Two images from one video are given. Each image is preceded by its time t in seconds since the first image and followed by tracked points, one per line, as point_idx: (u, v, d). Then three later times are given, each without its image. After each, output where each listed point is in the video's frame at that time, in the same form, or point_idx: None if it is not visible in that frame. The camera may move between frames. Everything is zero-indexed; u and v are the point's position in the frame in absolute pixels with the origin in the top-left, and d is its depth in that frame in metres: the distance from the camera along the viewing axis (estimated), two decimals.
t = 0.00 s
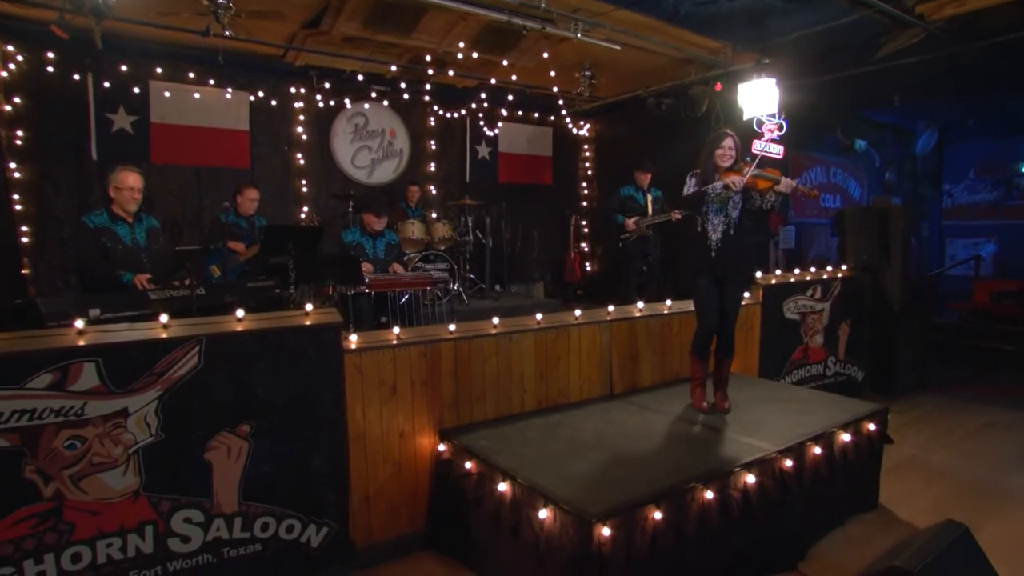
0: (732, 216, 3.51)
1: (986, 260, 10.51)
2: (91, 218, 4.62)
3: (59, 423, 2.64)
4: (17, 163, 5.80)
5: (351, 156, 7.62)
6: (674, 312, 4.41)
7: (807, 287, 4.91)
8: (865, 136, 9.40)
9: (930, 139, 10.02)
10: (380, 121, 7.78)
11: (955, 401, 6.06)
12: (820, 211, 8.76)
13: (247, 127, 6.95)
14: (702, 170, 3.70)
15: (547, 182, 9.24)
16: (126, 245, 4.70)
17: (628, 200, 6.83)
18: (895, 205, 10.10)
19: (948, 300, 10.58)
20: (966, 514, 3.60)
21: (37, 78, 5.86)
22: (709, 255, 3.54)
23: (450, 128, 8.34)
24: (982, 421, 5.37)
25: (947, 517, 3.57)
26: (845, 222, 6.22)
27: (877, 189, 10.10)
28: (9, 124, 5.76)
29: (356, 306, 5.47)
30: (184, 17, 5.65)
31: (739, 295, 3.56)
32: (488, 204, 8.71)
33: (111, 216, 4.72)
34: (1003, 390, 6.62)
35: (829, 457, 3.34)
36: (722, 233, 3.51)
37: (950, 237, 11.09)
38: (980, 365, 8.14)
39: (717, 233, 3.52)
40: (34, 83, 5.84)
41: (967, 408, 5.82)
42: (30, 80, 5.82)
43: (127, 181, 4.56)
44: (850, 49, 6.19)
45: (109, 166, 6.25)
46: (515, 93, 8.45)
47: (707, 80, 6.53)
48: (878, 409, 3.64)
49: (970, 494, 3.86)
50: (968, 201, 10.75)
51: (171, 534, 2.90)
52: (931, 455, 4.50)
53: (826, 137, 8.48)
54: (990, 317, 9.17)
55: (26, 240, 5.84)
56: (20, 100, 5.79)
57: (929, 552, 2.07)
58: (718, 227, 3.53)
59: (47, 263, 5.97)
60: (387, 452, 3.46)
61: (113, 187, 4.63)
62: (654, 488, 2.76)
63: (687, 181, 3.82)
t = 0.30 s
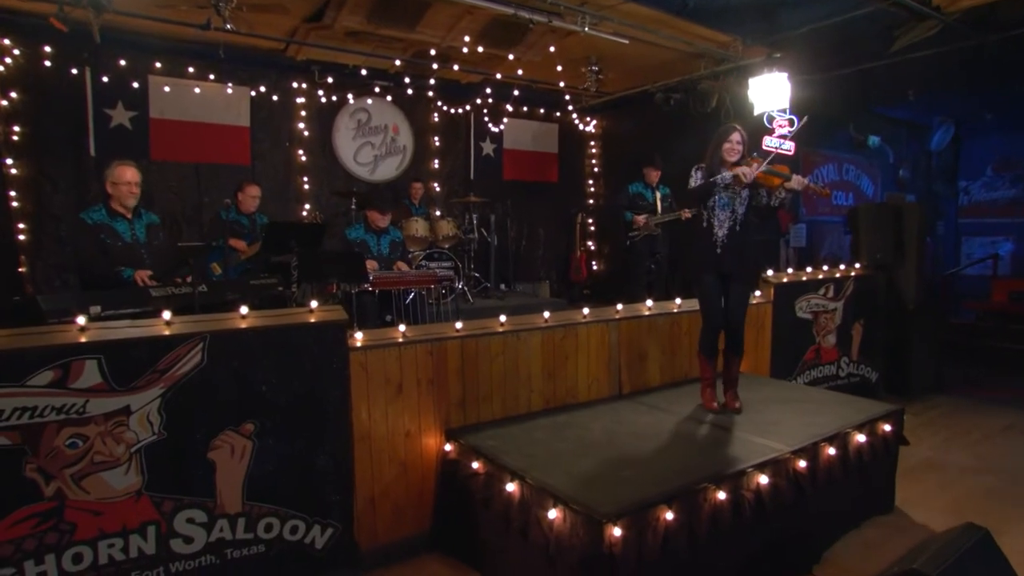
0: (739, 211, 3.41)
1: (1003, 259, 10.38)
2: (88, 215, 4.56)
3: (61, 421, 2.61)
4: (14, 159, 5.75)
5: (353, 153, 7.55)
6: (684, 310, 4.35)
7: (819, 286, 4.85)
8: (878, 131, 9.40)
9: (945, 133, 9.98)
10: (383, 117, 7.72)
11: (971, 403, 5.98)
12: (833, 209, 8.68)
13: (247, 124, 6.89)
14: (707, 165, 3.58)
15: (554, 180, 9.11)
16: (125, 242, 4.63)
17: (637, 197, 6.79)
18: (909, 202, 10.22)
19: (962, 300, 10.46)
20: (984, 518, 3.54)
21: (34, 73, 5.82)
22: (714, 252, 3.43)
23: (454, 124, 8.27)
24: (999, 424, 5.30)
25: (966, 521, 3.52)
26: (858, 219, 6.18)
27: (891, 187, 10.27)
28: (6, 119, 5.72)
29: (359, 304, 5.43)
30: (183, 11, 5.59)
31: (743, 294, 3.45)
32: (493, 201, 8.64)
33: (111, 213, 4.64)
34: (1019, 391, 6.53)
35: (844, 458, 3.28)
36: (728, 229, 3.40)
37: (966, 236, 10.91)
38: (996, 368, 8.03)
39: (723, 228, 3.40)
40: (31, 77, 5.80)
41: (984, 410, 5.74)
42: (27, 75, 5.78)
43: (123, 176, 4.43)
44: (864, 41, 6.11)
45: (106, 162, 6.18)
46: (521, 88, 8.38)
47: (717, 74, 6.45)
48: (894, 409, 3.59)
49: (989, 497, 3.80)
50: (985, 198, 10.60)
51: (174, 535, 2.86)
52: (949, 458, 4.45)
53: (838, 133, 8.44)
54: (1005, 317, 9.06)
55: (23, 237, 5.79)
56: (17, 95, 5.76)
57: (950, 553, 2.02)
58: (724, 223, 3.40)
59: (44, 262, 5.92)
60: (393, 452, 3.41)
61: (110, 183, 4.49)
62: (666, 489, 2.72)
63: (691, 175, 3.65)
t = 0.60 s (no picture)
0: (752, 211, 3.33)
1: None
2: (86, 212, 4.48)
3: (62, 420, 2.56)
4: (8, 155, 5.71)
5: (356, 149, 7.49)
6: (695, 309, 4.27)
7: (835, 286, 4.78)
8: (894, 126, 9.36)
9: (966, 127, 10.17)
10: (386, 113, 7.65)
11: (991, 407, 5.90)
12: (848, 206, 8.62)
13: (247, 119, 6.82)
14: (715, 162, 3.47)
15: (560, 177, 9.04)
16: (123, 240, 4.53)
17: (647, 193, 6.70)
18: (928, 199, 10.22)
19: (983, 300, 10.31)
20: (1008, 525, 3.47)
21: (29, 67, 5.76)
22: (728, 252, 3.34)
23: (459, 120, 8.19)
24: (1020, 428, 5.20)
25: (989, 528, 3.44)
26: (875, 216, 6.12)
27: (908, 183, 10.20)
28: (0, 114, 5.67)
29: (363, 303, 5.38)
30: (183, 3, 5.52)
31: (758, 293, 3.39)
32: (499, 198, 8.57)
33: (109, 210, 4.56)
34: None
35: (862, 461, 3.22)
36: (742, 229, 3.32)
37: (987, 234, 10.64)
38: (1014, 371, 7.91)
39: (737, 228, 3.32)
40: (26, 71, 5.75)
41: (1005, 414, 5.65)
42: (22, 68, 5.73)
43: (119, 172, 4.44)
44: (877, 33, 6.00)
45: (103, 157, 6.12)
46: (527, 83, 8.31)
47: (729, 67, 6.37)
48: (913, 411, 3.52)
49: (1012, 503, 3.73)
50: (1007, 196, 10.32)
51: (177, 537, 2.81)
52: (971, 463, 4.37)
53: (855, 129, 8.36)
54: None
55: (18, 234, 5.75)
56: (12, 89, 5.70)
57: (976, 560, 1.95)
58: (737, 222, 3.32)
59: (40, 260, 5.86)
60: (400, 453, 3.36)
61: (106, 178, 4.48)
62: (681, 490, 2.68)
63: (698, 173, 3.47)
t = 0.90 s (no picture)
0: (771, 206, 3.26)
1: None
2: (84, 208, 4.36)
3: (64, 421, 2.51)
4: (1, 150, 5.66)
5: (360, 144, 7.41)
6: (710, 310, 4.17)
7: (855, 285, 4.69)
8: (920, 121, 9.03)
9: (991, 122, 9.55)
10: (390, 107, 7.57)
11: (1015, 412, 5.81)
12: (867, 203, 8.34)
13: (248, 113, 6.73)
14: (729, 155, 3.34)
15: (569, 173, 8.94)
16: (121, 237, 4.41)
17: (660, 190, 6.59)
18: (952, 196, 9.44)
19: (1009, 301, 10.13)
20: None
21: (24, 58, 5.71)
22: (749, 251, 3.25)
23: (465, 114, 8.10)
24: None
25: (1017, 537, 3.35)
26: (898, 213, 6.05)
27: (931, 179, 9.41)
28: None
29: (370, 302, 5.31)
30: None
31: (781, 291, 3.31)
32: (507, 196, 8.48)
33: (107, 206, 4.44)
34: None
35: (886, 465, 3.13)
36: (764, 227, 3.25)
37: (1013, 233, 10.51)
38: None
39: (758, 226, 3.24)
40: (20, 63, 5.69)
41: None
42: (16, 60, 5.68)
43: (117, 167, 4.23)
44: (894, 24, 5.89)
45: (98, 152, 6.07)
46: (536, 77, 8.22)
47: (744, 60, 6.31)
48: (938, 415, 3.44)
49: None
50: None
51: (180, 542, 2.75)
52: (997, 469, 4.28)
53: (876, 121, 8.17)
54: None
55: (12, 232, 5.70)
56: (5, 82, 5.66)
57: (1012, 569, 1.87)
58: (758, 218, 3.24)
59: (34, 258, 5.80)
60: (409, 456, 3.28)
61: (104, 174, 4.28)
62: (700, 494, 2.63)
63: (713, 167, 3.39)
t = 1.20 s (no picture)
0: (794, 199, 3.18)
1: None
2: (79, 205, 4.25)
3: (62, 424, 2.43)
4: None
5: (362, 139, 7.31)
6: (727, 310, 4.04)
7: (876, 284, 4.58)
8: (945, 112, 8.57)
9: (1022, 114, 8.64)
10: (393, 101, 7.46)
11: None
12: (891, 199, 8.43)
13: (246, 107, 6.67)
14: (749, 147, 3.26)
15: (577, 169, 8.85)
16: (118, 235, 4.26)
17: (673, 185, 6.46)
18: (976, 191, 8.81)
19: None
20: None
21: (14, 49, 5.63)
22: (774, 247, 3.17)
23: (470, 107, 7.98)
24: None
25: None
26: (922, 209, 5.92)
27: (954, 175, 8.92)
28: None
29: (374, 301, 5.18)
30: None
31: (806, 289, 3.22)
32: (514, 192, 8.37)
33: (103, 202, 4.34)
34: None
35: (911, 471, 3.03)
36: (788, 221, 3.16)
37: None
38: None
39: (781, 221, 3.16)
40: (11, 54, 5.62)
41: None
42: (7, 51, 5.61)
43: (115, 161, 4.16)
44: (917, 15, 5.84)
45: (91, 147, 5.98)
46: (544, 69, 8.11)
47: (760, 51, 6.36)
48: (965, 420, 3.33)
49: None
50: None
51: (181, 548, 2.67)
52: None
53: (897, 113, 8.01)
54: None
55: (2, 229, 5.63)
56: None
57: None
58: (782, 212, 3.15)
59: (24, 256, 5.73)
60: (416, 460, 3.20)
61: (101, 169, 4.23)
62: (720, 500, 2.55)
63: (732, 158, 3.26)
